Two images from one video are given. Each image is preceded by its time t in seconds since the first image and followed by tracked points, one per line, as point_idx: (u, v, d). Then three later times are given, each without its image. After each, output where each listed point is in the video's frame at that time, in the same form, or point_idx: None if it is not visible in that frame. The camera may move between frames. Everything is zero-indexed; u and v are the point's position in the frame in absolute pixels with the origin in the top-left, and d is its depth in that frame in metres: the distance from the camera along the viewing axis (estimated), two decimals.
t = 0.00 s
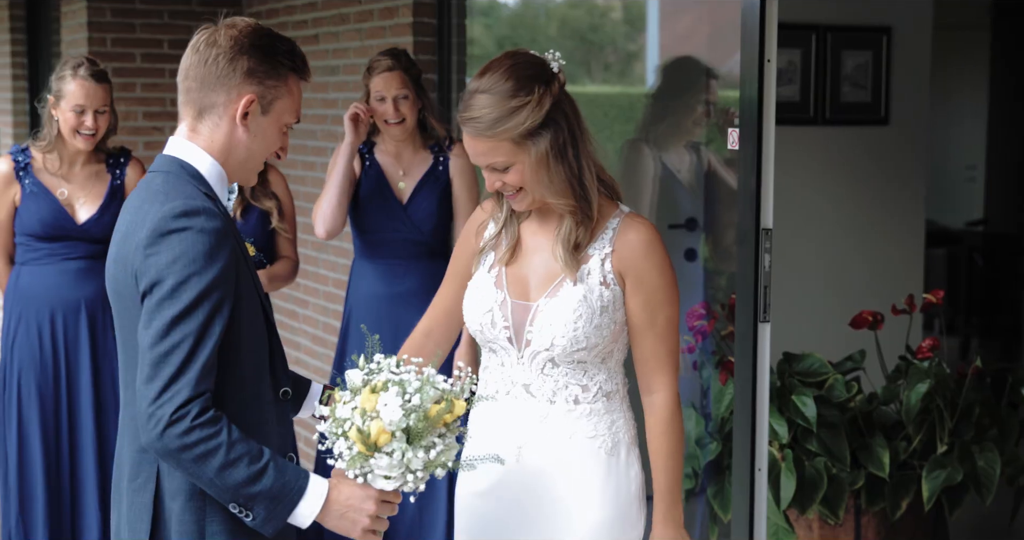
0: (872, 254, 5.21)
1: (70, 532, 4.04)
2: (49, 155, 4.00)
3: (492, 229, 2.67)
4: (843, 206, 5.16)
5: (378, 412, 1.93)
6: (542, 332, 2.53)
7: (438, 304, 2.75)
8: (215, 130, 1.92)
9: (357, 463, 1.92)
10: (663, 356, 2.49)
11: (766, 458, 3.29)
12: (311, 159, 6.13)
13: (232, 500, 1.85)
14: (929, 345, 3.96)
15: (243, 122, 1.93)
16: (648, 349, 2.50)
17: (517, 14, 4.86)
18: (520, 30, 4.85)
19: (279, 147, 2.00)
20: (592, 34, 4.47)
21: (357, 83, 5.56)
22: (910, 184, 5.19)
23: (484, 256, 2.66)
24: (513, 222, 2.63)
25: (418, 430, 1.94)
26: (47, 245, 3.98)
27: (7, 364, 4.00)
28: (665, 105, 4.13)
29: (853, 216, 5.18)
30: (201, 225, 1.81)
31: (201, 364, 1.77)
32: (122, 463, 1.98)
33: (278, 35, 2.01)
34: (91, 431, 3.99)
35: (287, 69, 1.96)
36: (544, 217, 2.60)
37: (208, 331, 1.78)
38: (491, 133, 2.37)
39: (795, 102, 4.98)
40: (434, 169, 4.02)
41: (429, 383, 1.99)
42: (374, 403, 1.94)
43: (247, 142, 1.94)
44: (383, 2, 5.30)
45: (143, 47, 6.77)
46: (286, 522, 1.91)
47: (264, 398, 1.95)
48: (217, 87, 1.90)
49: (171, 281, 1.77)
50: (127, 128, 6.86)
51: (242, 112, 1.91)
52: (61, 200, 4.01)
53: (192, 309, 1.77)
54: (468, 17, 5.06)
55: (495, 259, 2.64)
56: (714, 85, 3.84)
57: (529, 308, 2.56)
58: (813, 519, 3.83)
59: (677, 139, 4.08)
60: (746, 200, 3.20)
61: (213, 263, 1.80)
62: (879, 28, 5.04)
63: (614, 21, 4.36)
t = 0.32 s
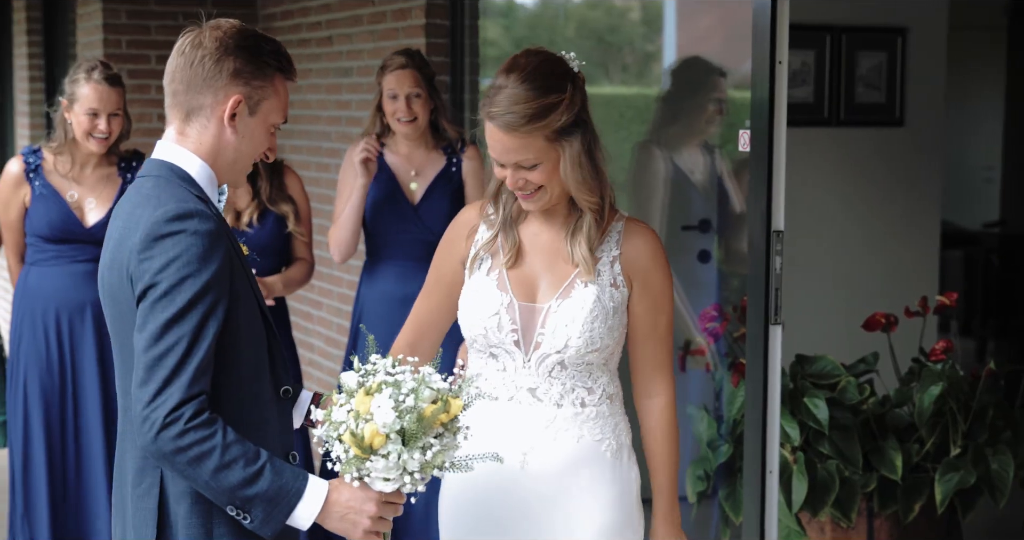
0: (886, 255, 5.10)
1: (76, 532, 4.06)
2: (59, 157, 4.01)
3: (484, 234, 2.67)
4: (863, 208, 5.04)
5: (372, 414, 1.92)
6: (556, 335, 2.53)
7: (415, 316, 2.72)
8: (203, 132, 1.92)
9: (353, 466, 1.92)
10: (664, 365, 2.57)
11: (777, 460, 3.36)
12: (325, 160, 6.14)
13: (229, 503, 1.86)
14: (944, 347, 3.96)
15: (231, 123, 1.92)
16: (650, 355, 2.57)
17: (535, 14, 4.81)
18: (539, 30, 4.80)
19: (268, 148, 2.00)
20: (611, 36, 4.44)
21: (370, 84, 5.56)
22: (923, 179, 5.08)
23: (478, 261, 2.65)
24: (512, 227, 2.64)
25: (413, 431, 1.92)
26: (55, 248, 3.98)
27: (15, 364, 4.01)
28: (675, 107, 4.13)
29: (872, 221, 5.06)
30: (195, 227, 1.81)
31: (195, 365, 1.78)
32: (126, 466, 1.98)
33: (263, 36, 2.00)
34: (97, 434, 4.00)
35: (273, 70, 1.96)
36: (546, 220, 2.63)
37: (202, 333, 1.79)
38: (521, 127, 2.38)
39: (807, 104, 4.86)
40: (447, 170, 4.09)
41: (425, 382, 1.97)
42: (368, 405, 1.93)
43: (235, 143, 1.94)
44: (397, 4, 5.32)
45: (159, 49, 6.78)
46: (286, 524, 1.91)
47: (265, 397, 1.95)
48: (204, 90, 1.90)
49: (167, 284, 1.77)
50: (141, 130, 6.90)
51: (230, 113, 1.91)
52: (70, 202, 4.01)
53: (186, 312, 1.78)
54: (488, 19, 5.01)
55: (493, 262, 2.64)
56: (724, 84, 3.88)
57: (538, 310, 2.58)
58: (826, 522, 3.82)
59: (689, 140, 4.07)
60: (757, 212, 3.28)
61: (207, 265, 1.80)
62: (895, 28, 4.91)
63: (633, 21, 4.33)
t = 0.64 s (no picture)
0: (899, 257, 5.08)
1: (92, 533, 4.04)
2: (74, 157, 4.03)
3: (489, 238, 2.62)
4: (880, 206, 5.03)
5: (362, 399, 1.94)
6: (585, 332, 2.54)
7: (412, 326, 2.62)
8: (207, 135, 1.93)
9: (347, 452, 1.93)
10: (648, 356, 2.71)
11: (793, 462, 3.36)
12: (343, 161, 6.15)
13: (226, 488, 1.85)
14: (960, 349, 3.91)
15: (235, 126, 1.94)
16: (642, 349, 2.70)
17: (559, 16, 4.72)
18: (561, 32, 4.71)
19: (266, 151, 2.01)
20: (633, 38, 4.41)
21: (388, 86, 5.58)
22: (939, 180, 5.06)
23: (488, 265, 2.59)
24: (518, 231, 2.62)
25: (402, 414, 1.94)
26: (67, 248, 3.98)
27: (27, 366, 4.01)
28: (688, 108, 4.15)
29: (884, 224, 5.05)
30: (196, 215, 1.83)
31: (193, 349, 1.79)
32: (129, 459, 1.99)
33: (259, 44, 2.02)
34: (110, 433, 3.98)
35: (273, 74, 1.98)
36: (552, 218, 2.64)
37: (202, 317, 1.80)
38: (588, 109, 2.45)
39: (827, 105, 4.86)
40: (462, 172, 4.13)
41: (416, 367, 1.99)
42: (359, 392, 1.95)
43: (238, 146, 1.96)
44: (414, 6, 5.35)
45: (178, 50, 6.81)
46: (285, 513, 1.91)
47: (267, 390, 1.96)
48: (208, 94, 1.91)
49: (167, 269, 1.78)
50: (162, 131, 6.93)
51: (235, 116, 1.93)
52: (84, 202, 4.01)
53: (186, 296, 1.79)
54: (509, 21, 4.97)
55: (506, 265, 2.59)
56: (739, 85, 3.84)
57: (565, 309, 2.58)
58: (842, 525, 3.80)
59: (706, 143, 4.06)
60: (772, 210, 3.28)
61: (207, 251, 1.82)
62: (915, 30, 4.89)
63: (656, 23, 4.33)
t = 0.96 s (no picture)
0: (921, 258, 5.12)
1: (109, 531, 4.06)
2: (91, 157, 4.04)
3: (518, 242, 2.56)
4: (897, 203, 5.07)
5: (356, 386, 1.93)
6: (617, 336, 2.55)
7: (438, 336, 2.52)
8: (212, 139, 1.96)
9: (345, 439, 1.92)
10: (655, 354, 2.73)
11: (810, 463, 3.36)
12: (364, 162, 6.17)
13: (230, 474, 1.86)
14: (980, 352, 3.89)
15: (240, 130, 1.97)
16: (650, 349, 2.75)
17: (583, 17, 4.74)
18: (586, 33, 4.74)
19: (271, 157, 2.04)
20: (659, 39, 4.42)
21: (409, 87, 5.60)
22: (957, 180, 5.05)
23: (519, 269, 2.54)
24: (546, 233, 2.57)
25: (396, 400, 1.93)
26: (82, 247, 4.00)
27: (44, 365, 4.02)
28: (705, 109, 4.19)
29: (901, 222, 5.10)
30: (201, 206, 1.85)
31: (199, 335, 1.81)
32: (139, 451, 2.01)
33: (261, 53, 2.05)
34: (126, 433, 4.00)
35: (276, 81, 2.01)
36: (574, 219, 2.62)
37: (208, 304, 1.82)
38: (651, 120, 2.46)
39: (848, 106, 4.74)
40: (484, 175, 4.13)
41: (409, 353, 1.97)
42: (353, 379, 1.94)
43: (245, 151, 1.98)
44: (435, 7, 5.38)
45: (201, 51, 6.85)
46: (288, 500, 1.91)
47: (273, 382, 1.97)
48: (213, 100, 1.94)
49: (174, 257, 1.81)
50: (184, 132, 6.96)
51: (240, 121, 1.96)
52: (99, 202, 4.01)
53: (192, 284, 1.81)
54: (534, 22, 4.99)
55: (536, 269, 2.55)
56: (757, 86, 3.83)
57: (596, 311, 2.57)
58: (861, 527, 3.79)
59: (725, 144, 4.06)
60: (789, 211, 3.29)
61: (213, 240, 1.84)
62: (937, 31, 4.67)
63: (680, 24, 4.33)
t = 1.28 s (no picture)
0: (929, 260, 5.22)
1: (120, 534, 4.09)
2: (100, 161, 4.06)
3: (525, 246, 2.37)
4: (903, 205, 5.15)
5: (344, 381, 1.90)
6: (634, 338, 2.41)
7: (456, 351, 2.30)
8: (213, 146, 2.00)
9: (335, 434, 1.90)
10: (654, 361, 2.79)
11: (818, 466, 3.37)
12: (376, 165, 6.19)
13: (224, 469, 1.88)
14: (990, 355, 3.92)
15: (240, 137, 2.01)
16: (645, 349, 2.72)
17: (601, 20, 4.76)
18: (603, 35, 4.75)
19: (273, 165, 2.08)
20: (676, 41, 4.42)
21: (422, 90, 5.62)
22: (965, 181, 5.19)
23: (537, 274, 2.35)
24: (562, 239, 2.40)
25: (384, 393, 1.89)
26: (93, 251, 4.02)
27: (56, 368, 4.05)
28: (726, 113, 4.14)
29: (909, 227, 5.17)
30: (196, 206, 1.89)
31: (194, 332, 1.84)
32: (140, 449, 2.04)
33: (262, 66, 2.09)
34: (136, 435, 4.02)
35: (275, 89, 2.05)
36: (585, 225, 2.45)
37: (202, 301, 1.85)
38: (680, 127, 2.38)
39: (861, 110, 4.98)
40: (498, 178, 4.16)
41: (399, 346, 1.94)
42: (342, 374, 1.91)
43: (245, 158, 2.03)
44: (447, 11, 5.41)
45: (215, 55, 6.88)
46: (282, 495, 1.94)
47: (269, 379, 2.00)
48: (213, 107, 1.99)
49: (168, 256, 1.85)
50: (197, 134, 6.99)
51: (239, 128, 2.00)
52: (108, 205, 4.02)
53: (187, 282, 1.84)
54: (550, 25, 5.00)
55: (553, 275, 2.37)
56: (767, 89, 3.84)
57: (613, 315, 2.41)
58: (870, 529, 3.77)
59: (737, 146, 4.06)
60: (797, 213, 3.30)
61: (208, 239, 1.88)
62: (949, 33, 5.02)
63: (697, 27, 4.31)
